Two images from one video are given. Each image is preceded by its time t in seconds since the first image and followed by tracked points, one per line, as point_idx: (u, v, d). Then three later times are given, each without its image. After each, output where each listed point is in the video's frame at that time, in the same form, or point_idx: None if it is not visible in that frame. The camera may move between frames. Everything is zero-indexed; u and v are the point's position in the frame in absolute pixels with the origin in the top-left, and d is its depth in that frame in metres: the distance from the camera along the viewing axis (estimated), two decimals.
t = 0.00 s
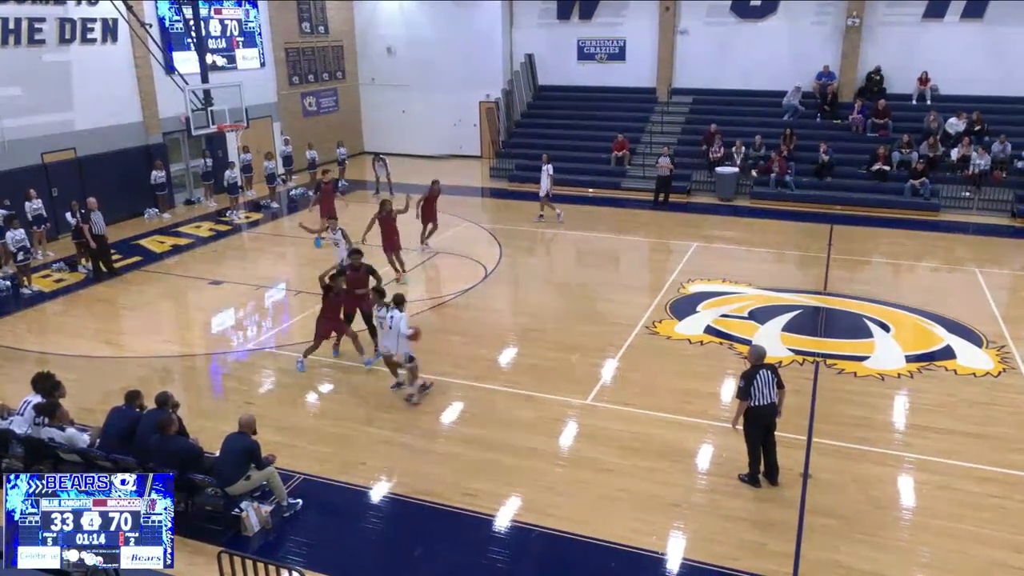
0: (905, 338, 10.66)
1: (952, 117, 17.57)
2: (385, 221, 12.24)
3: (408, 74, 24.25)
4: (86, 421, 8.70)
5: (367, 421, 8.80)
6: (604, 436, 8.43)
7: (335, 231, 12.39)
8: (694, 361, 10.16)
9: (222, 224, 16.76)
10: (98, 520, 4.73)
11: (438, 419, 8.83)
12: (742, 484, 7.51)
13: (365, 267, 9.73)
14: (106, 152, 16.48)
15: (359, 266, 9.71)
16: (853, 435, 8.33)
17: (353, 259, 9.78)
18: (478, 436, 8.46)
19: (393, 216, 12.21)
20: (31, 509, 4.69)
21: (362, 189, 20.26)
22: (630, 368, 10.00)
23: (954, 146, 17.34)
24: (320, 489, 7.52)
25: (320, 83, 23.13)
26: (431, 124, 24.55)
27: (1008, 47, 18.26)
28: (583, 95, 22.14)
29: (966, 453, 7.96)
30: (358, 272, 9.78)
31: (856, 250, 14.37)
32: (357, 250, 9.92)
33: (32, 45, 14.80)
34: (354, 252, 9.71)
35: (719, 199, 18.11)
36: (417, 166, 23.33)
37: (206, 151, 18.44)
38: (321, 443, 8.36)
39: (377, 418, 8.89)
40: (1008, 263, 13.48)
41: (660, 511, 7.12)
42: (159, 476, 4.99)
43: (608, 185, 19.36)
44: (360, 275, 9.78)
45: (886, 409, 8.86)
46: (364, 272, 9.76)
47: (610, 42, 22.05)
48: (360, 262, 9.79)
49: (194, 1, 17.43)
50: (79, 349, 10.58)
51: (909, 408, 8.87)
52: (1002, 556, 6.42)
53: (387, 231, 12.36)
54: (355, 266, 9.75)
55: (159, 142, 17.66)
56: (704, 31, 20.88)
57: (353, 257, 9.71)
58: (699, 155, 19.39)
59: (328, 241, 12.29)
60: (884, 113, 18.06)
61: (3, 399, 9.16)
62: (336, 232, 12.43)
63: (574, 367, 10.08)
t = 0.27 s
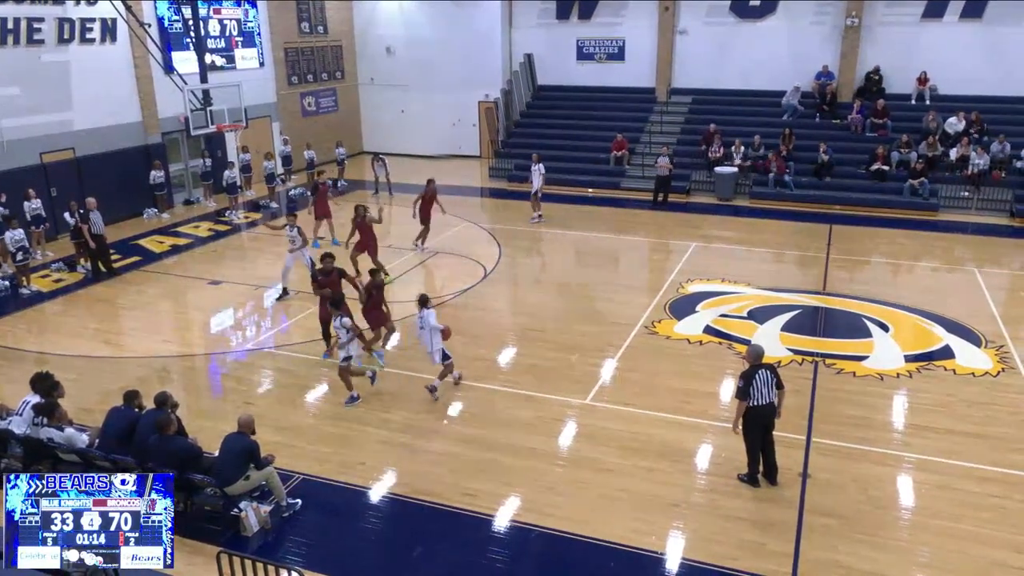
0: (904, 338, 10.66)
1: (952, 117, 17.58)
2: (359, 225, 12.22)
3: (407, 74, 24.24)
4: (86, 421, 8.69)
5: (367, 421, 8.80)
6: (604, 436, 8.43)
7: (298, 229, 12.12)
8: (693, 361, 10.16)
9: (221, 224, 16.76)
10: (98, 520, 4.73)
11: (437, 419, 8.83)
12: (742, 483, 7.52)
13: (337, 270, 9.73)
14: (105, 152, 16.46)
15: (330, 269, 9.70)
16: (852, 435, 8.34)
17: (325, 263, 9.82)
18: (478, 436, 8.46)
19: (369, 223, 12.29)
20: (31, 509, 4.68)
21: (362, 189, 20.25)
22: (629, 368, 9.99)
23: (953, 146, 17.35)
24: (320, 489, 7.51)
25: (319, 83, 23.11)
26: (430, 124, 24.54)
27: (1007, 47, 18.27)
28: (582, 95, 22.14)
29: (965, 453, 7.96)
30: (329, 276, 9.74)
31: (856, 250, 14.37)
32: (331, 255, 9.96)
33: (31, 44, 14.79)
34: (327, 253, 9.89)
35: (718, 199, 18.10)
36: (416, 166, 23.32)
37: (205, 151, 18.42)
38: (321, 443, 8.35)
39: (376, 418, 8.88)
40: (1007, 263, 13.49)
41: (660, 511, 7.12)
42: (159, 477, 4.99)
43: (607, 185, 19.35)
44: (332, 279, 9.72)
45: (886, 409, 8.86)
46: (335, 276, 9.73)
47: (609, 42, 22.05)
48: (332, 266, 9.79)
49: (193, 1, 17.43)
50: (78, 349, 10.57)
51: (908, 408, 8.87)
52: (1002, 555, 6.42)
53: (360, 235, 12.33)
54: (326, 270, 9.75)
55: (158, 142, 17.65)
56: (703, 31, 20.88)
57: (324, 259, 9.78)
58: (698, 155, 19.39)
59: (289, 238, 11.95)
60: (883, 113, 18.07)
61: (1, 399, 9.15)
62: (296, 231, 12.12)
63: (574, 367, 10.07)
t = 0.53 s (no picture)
0: (904, 338, 10.66)
1: (952, 117, 17.58)
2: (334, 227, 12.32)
3: (407, 73, 24.24)
4: (85, 421, 8.69)
5: (367, 421, 8.80)
6: (603, 436, 8.43)
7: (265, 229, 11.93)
8: (693, 361, 10.16)
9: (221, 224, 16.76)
10: (98, 520, 4.74)
11: (437, 419, 8.82)
12: (742, 483, 7.52)
13: (316, 261, 9.66)
14: (106, 152, 16.46)
15: (308, 259, 9.62)
16: (852, 435, 8.34)
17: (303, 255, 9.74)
18: (478, 436, 8.46)
19: (342, 226, 12.42)
20: (31, 509, 4.68)
21: (362, 189, 20.25)
22: (629, 368, 10.00)
23: (953, 145, 17.35)
24: (320, 489, 7.51)
25: (319, 83, 23.11)
26: (430, 124, 24.54)
27: (1007, 46, 18.26)
28: (582, 95, 22.14)
29: (965, 453, 7.96)
30: (307, 268, 9.67)
31: (856, 250, 14.37)
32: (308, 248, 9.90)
33: (31, 44, 14.80)
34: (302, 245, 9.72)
35: (718, 199, 18.10)
36: (416, 166, 23.32)
37: (205, 151, 18.42)
38: (321, 444, 8.35)
39: (376, 418, 8.88)
40: (1007, 263, 13.48)
41: (660, 511, 7.12)
42: (159, 476, 5.00)
43: (607, 185, 19.35)
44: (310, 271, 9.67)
45: (886, 409, 8.86)
46: (313, 267, 9.66)
47: (609, 42, 22.04)
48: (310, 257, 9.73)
49: (193, 1, 17.43)
50: (78, 349, 10.57)
51: (908, 408, 8.87)
52: (1001, 556, 6.42)
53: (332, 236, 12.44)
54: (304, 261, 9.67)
55: (158, 142, 17.64)
56: (703, 31, 20.88)
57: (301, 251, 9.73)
58: (698, 155, 19.39)
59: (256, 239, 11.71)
60: (883, 112, 18.08)
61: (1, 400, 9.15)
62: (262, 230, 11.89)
63: (574, 367, 10.07)
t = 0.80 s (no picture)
0: (906, 338, 10.65)
1: (954, 117, 17.57)
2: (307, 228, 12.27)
3: (409, 73, 24.26)
4: (86, 421, 8.70)
5: (367, 421, 8.80)
6: (604, 436, 8.43)
7: (237, 232, 11.89)
8: (694, 361, 10.15)
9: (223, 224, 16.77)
10: (98, 520, 4.75)
11: (438, 419, 8.83)
12: (743, 483, 7.52)
13: (294, 269, 9.65)
14: (108, 152, 16.48)
15: (286, 267, 9.59)
16: (853, 435, 8.33)
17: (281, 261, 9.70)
18: (479, 436, 8.46)
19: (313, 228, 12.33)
20: (31, 509, 4.69)
21: (363, 189, 20.26)
22: (630, 369, 9.99)
23: (955, 146, 17.33)
24: (321, 489, 7.52)
25: (321, 83, 23.12)
26: (431, 124, 24.55)
27: (1009, 46, 18.24)
28: (583, 95, 22.14)
29: (966, 453, 7.95)
30: (285, 275, 9.66)
31: (857, 250, 14.36)
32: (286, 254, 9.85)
33: (33, 44, 14.82)
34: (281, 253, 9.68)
35: (720, 199, 18.08)
36: (418, 166, 23.33)
37: (207, 151, 18.44)
38: (321, 443, 8.35)
39: (377, 418, 8.89)
40: (1009, 264, 13.47)
41: (661, 511, 7.11)
42: (159, 478, 5.04)
43: (609, 185, 19.34)
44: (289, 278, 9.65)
45: (887, 409, 8.85)
46: (291, 275, 9.64)
47: (611, 42, 22.04)
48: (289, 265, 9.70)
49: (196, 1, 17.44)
50: (80, 349, 10.58)
51: (910, 409, 8.86)
52: (1002, 556, 6.41)
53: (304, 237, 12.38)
54: (282, 269, 9.64)
55: (160, 142, 17.66)
56: (704, 31, 20.88)
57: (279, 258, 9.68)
58: (699, 155, 19.39)
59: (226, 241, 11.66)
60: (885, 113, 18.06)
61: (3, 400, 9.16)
62: (234, 233, 11.87)
63: (575, 367, 10.07)
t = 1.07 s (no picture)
0: (912, 340, 10.62)
1: (961, 118, 17.50)
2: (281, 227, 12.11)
3: (415, 74, 24.29)
4: (93, 420, 8.73)
5: (373, 421, 8.81)
6: (609, 437, 8.42)
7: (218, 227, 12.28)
8: (700, 362, 10.14)
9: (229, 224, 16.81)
10: (98, 520, 4.75)
11: (443, 420, 8.83)
12: (749, 485, 7.50)
13: (269, 260, 9.60)
14: (115, 152, 16.55)
15: (261, 258, 9.56)
16: (860, 437, 8.31)
17: (257, 254, 9.68)
18: (484, 437, 8.46)
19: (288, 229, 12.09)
20: (31, 509, 4.71)
21: (369, 189, 20.28)
22: (636, 370, 9.98)
23: (963, 147, 17.26)
24: (326, 489, 7.53)
25: (327, 84, 23.17)
26: (437, 124, 24.57)
27: (1017, 47, 18.15)
28: (589, 96, 22.13)
29: (973, 455, 7.92)
30: (261, 267, 9.62)
31: (863, 252, 14.31)
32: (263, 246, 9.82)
33: (41, 45, 14.89)
34: (257, 244, 9.64)
35: (725, 200, 18.05)
36: (424, 167, 23.35)
37: (213, 151, 18.49)
38: (326, 444, 8.37)
39: (382, 418, 8.89)
40: (1016, 265, 13.41)
41: (666, 512, 7.10)
42: (160, 476, 4.97)
43: (615, 186, 19.32)
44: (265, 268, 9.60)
45: (894, 411, 8.82)
46: (266, 265, 9.59)
47: (617, 42, 22.02)
48: (265, 256, 9.67)
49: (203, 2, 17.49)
50: (87, 349, 10.63)
51: (916, 411, 8.82)
52: (1009, 558, 6.38)
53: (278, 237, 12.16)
54: (258, 260, 9.62)
55: (167, 142, 17.71)
56: (711, 31, 20.85)
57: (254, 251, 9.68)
58: (706, 155, 19.36)
59: (201, 233, 12.09)
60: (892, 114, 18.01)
61: (10, 399, 9.21)
62: (216, 227, 12.30)
63: (580, 367, 10.07)
